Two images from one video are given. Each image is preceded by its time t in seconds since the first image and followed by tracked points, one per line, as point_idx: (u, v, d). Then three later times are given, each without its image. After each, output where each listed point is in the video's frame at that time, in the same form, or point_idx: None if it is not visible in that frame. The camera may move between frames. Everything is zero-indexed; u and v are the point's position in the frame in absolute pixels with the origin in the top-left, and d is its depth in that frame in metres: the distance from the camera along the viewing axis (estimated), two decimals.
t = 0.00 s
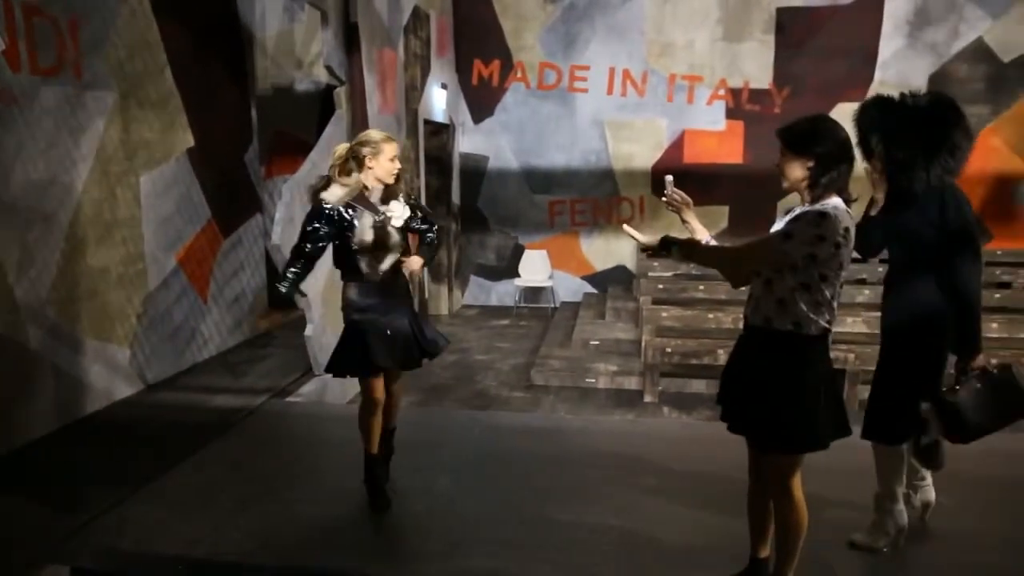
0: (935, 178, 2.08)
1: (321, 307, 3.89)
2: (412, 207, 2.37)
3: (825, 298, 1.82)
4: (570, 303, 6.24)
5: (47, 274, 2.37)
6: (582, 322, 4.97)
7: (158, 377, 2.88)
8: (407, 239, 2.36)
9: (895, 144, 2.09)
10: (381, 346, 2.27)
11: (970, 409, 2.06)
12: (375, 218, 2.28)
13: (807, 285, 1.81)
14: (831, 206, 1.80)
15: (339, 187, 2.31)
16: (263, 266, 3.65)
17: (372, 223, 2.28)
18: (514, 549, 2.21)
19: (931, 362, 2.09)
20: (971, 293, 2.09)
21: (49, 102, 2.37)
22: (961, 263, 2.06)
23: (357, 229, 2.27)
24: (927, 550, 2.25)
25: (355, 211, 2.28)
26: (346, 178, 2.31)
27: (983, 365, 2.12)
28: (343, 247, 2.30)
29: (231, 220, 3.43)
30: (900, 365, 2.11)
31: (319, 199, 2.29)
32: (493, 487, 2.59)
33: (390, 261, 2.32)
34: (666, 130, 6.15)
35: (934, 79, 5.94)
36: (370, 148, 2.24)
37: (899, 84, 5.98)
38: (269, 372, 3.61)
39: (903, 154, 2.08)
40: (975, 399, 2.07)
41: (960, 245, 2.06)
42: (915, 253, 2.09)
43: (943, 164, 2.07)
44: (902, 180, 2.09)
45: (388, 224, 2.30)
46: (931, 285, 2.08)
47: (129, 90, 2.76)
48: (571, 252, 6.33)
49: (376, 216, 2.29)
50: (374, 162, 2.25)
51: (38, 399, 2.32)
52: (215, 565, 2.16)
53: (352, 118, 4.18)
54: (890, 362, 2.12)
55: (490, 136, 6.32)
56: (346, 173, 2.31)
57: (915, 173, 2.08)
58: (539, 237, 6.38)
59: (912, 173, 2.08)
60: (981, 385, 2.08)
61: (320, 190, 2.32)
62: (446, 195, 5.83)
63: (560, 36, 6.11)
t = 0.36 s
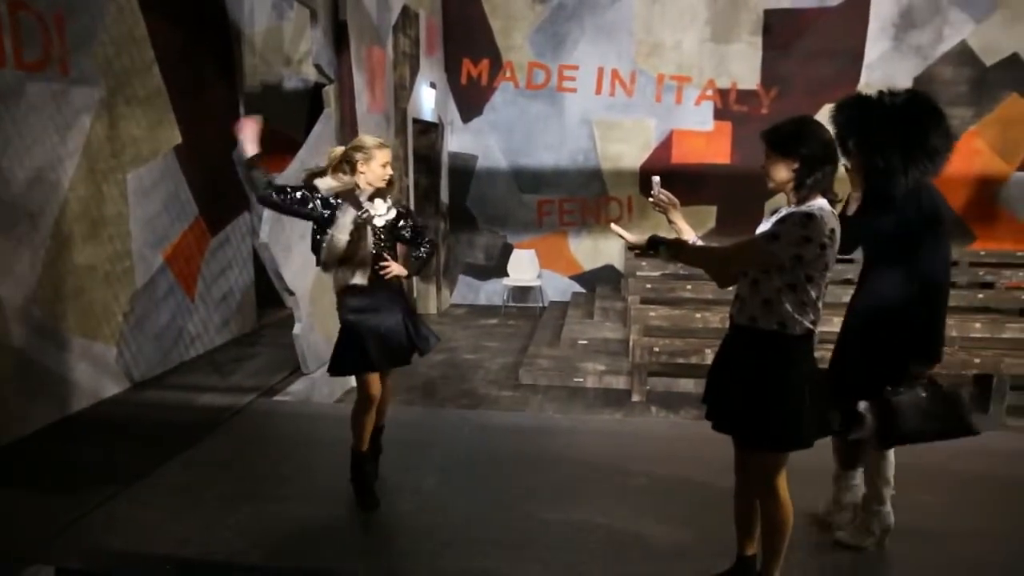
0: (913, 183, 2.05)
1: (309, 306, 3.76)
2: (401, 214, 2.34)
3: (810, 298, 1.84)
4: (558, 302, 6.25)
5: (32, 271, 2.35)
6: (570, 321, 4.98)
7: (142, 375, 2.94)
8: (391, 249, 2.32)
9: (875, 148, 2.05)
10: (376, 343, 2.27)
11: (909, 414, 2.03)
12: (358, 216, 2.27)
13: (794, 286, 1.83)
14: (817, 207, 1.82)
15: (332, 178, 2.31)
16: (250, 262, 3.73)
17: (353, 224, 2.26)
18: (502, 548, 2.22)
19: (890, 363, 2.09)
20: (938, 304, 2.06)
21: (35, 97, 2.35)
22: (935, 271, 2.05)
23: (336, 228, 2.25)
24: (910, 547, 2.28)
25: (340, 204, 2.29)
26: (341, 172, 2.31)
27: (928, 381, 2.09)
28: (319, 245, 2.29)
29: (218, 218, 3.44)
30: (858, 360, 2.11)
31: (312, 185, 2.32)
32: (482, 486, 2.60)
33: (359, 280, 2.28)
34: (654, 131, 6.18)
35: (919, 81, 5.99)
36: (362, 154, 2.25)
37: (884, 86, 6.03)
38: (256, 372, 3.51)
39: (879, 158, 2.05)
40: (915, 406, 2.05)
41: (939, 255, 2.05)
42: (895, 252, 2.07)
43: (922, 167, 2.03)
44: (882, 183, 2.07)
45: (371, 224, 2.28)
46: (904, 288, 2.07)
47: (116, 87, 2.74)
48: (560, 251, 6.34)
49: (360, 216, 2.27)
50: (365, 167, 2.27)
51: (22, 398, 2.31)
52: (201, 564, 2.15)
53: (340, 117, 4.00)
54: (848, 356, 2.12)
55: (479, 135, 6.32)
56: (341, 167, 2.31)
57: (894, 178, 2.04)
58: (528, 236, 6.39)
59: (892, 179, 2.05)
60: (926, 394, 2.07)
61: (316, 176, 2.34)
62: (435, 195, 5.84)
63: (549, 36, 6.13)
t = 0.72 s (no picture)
0: (878, 185, 2.03)
1: (307, 307, 3.77)
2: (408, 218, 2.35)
3: (805, 300, 1.84)
4: (554, 304, 6.25)
5: (28, 271, 2.35)
6: (567, 322, 4.99)
7: (139, 375, 2.94)
8: (397, 249, 2.32)
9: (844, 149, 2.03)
10: (379, 340, 2.27)
11: (862, 412, 2.01)
12: (371, 216, 2.25)
13: (789, 288, 1.83)
14: (812, 210, 1.82)
15: (340, 178, 2.30)
16: (247, 262, 3.73)
17: (367, 224, 2.24)
18: (499, 548, 2.22)
19: (855, 364, 2.06)
20: (901, 308, 2.03)
21: (33, 97, 2.34)
22: (899, 274, 2.02)
23: (350, 229, 2.24)
24: (905, 548, 2.28)
25: (352, 205, 2.27)
26: (346, 171, 2.28)
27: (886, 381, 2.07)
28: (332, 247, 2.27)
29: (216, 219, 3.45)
30: (827, 361, 2.08)
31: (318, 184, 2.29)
32: (479, 487, 2.60)
33: (377, 282, 2.28)
34: (651, 132, 6.19)
35: (915, 84, 6.00)
36: (363, 152, 2.24)
37: (879, 90, 6.05)
38: (252, 373, 3.53)
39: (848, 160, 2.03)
40: (867, 404, 2.02)
41: (906, 257, 2.02)
42: (866, 252, 2.04)
43: (888, 172, 2.03)
44: (847, 183, 2.04)
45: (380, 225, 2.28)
46: (871, 290, 2.04)
47: (113, 87, 2.74)
48: (557, 253, 6.35)
49: (373, 215, 2.26)
50: (366, 165, 2.25)
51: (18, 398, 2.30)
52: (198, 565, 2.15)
53: (338, 118, 4.04)
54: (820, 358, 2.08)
55: (476, 136, 6.32)
56: (347, 167, 2.28)
57: (861, 180, 2.03)
58: (525, 238, 6.38)
59: (857, 179, 2.03)
60: (881, 394, 2.04)
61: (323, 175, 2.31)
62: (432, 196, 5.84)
63: (546, 37, 6.14)
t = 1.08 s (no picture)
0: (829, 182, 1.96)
1: (301, 307, 3.79)
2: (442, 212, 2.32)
3: (799, 301, 1.85)
4: (549, 304, 6.26)
5: (21, 272, 2.34)
6: (562, 323, 4.99)
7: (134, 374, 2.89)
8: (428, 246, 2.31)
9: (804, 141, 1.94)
10: (390, 343, 2.26)
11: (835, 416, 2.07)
12: (408, 222, 2.21)
13: (783, 288, 1.84)
14: (806, 211, 1.82)
15: (371, 187, 2.19)
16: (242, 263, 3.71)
17: (405, 229, 2.21)
18: (494, 549, 2.22)
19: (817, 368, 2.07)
20: (847, 305, 2.05)
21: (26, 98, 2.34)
22: (843, 276, 2.02)
23: (390, 238, 2.20)
24: (898, 547, 2.30)
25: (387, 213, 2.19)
26: (375, 177, 2.19)
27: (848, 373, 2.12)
28: (375, 262, 2.21)
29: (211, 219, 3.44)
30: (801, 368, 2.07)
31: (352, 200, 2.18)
32: (474, 487, 2.60)
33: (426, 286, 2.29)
34: (645, 133, 6.22)
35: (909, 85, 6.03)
36: (389, 144, 2.16)
37: (874, 91, 6.05)
38: (246, 373, 3.58)
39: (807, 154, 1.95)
40: (839, 403, 2.08)
41: (849, 258, 2.02)
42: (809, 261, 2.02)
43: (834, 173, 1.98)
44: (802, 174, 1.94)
45: (419, 230, 2.23)
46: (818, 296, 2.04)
47: (106, 87, 2.74)
48: (552, 254, 6.35)
49: (408, 218, 2.21)
50: (393, 158, 2.17)
51: (12, 399, 2.29)
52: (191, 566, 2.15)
53: (333, 119, 4.09)
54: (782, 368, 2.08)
55: (472, 137, 6.32)
56: (375, 173, 2.18)
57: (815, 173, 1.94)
58: (520, 238, 6.40)
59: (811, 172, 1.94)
60: (847, 391, 2.09)
61: (351, 190, 2.20)
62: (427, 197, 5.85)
63: (541, 38, 6.14)
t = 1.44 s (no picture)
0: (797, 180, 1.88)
1: (297, 308, 3.75)
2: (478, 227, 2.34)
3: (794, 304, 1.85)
4: (546, 304, 6.26)
5: (18, 273, 2.33)
6: (558, 322, 5.00)
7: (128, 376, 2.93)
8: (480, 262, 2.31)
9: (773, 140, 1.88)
10: (441, 335, 2.21)
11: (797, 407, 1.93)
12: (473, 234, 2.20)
13: (780, 295, 1.83)
14: (791, 210, 1.81)
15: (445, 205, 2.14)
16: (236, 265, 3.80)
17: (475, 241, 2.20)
18: (492, 548, 2.23)
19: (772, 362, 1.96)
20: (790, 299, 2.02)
21: (22, 97, 2.32)
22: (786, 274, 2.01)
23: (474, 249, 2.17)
24: (894, 545, 2.31)
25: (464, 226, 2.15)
26: (443, 194, 2.14)
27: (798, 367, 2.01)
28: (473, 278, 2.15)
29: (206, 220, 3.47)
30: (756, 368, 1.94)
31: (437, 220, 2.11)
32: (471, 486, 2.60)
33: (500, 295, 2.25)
34: (641, 133, 6.25)
35: (904, 85, 6.05)
36: (444, 157, 2.13)
37: (869, 91, 6.08)
38: (242, 373, 3.53)
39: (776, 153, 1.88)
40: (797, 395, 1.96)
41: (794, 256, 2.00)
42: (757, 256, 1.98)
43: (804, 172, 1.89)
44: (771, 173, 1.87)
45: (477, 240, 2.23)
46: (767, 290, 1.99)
47: (102, 87, 2.73)
48: (549, 254, 6.34)
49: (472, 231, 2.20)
50: (447, 171, 2.15)
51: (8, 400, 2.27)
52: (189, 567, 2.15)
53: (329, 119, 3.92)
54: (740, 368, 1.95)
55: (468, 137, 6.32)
56: (441, 191, 2.14)
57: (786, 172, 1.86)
58: (516, 238, 6.31)
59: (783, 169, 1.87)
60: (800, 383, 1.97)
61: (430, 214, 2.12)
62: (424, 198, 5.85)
63: (538, 38, 6.15)
